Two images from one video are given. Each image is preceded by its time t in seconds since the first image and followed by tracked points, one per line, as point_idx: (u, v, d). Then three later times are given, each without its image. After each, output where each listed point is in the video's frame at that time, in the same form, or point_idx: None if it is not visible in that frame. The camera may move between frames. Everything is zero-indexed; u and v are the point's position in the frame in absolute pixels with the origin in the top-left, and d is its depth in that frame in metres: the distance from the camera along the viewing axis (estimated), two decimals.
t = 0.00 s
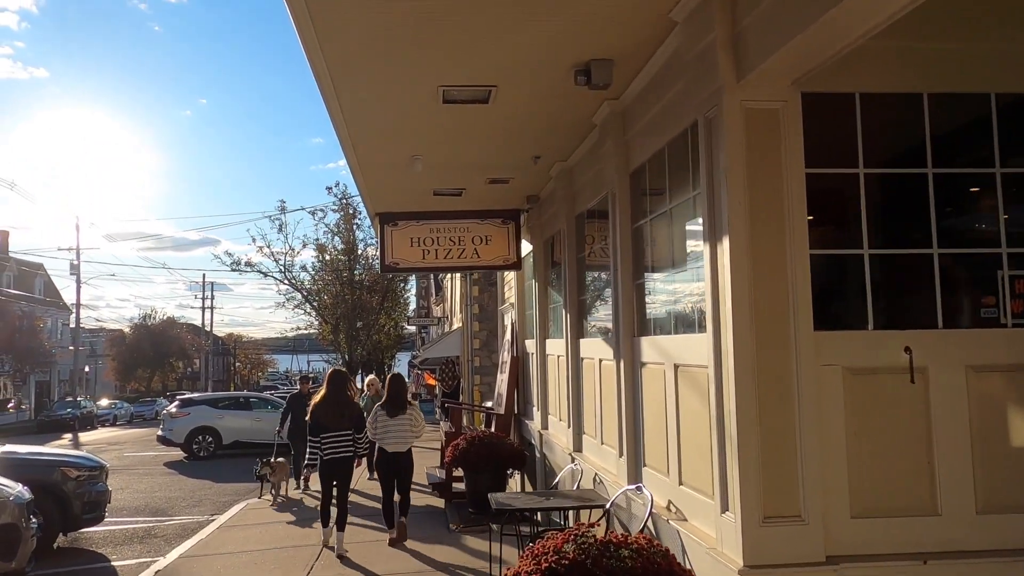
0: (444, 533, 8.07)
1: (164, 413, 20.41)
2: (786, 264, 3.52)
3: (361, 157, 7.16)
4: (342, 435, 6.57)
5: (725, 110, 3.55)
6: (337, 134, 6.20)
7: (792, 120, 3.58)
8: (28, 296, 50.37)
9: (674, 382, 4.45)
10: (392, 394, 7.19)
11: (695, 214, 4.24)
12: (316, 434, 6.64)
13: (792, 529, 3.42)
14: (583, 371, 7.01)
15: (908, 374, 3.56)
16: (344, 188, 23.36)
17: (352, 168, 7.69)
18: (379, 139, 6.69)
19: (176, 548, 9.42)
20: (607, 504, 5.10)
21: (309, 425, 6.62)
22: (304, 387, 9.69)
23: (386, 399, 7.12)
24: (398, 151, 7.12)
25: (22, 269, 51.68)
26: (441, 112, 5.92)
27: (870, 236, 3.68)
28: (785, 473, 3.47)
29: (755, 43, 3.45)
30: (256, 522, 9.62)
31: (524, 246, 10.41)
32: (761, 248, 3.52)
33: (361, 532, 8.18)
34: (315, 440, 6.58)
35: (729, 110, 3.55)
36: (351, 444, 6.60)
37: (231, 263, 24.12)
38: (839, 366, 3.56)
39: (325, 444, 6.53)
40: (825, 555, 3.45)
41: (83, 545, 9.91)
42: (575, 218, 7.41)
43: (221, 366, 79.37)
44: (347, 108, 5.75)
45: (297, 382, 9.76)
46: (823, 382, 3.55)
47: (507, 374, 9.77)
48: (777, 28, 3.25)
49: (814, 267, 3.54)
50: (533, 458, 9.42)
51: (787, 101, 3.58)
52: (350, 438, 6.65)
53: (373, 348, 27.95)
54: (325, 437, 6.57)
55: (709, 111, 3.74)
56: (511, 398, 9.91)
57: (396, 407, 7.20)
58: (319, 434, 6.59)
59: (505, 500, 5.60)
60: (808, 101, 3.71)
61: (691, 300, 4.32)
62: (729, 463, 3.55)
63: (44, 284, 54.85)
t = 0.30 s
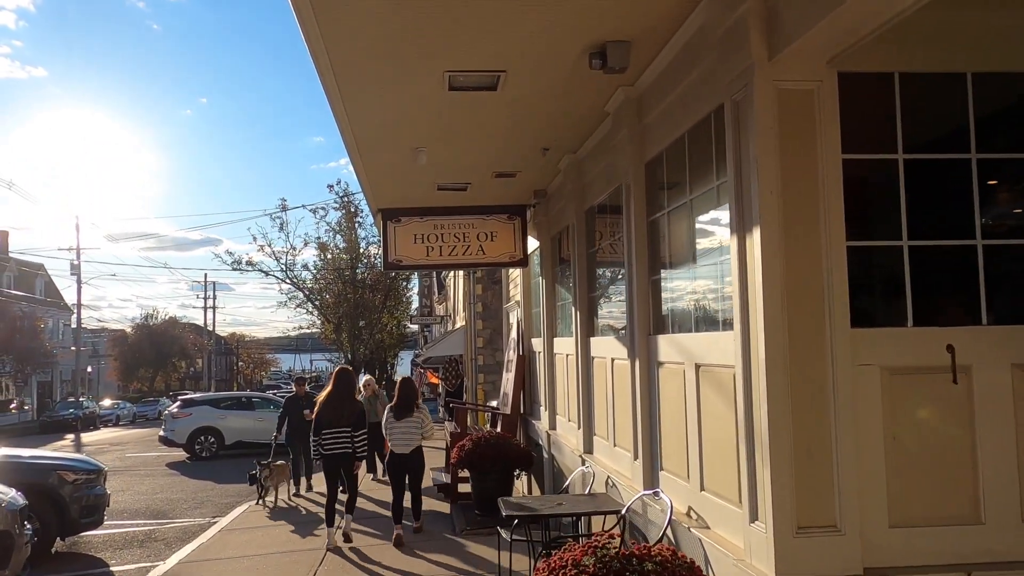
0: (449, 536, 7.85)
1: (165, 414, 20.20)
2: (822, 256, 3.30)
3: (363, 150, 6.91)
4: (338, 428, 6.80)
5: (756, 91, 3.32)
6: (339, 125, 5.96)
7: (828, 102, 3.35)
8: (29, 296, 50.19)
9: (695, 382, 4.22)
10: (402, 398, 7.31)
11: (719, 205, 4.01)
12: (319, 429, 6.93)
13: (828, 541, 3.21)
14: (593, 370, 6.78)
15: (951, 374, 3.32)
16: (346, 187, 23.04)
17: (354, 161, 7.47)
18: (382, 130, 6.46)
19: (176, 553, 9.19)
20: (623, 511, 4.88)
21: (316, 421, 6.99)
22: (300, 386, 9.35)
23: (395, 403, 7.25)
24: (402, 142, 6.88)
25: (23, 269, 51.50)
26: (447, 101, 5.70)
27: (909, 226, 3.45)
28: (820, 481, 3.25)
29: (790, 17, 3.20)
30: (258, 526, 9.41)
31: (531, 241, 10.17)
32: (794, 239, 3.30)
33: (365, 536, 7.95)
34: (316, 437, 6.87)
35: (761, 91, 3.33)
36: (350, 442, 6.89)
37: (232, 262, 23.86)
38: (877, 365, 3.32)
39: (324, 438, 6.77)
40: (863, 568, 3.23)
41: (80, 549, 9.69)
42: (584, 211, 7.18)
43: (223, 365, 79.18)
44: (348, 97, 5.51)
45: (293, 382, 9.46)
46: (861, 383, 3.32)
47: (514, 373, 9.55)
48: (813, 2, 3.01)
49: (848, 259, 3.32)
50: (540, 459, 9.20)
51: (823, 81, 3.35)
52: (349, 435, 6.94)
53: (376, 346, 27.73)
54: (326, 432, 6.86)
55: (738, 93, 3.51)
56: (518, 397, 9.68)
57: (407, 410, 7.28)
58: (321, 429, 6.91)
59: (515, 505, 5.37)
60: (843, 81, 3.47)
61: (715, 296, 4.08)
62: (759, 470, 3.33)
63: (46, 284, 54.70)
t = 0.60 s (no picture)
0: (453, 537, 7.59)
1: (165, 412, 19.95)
2: (858, 232, 3.05)
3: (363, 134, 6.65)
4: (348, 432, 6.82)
5: (788, 52, 3.06)
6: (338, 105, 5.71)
7: (864, 64, 3.11)
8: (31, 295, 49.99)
9: (715, 375, 3.96)
10: (413, 392, 8.17)
11: (744, 185, 3.75)
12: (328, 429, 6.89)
13: (866, 543, 2.94)
14: (602, 364, 6.52)
15: (1000, 363, 3.05)
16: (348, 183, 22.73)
17: (355, 147, 7.22)
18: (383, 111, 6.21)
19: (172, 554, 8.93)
20: (636, 511, 4.61)
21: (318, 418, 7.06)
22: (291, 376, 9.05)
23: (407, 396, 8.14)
24: (405, 125, 6.61)
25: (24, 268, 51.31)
26: (450, 78, 5.44)
27: (951, 201, 3.19)
28: (856, 477, 2.98)
29: None
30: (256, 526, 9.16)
31: (536, 234, 9.92)
32: (827, 213, 3.05)
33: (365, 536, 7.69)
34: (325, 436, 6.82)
35: (792, 53, 3.07)
36: (361, 441, 6.90)
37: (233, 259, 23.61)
38: (919, 352, 3.05)
39: (333, 441, 6.82)
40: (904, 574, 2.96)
41: (75, 550, 9.43)
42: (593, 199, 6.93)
43: (226, 365, 78.99)
44: (347, 73, 5.26)
45: (286, 373, 9.20)
46: (901, 370, 3.04)
47: (520, 369, 9.30)
48: None
49: (887, 236, 3.06)
50: (546, 458, 8.94)
51: (859, 42, 3.10)
52: (359, 434, 6.95)
53: (378, 344, 27.47)
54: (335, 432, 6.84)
55: (766, 57, 3.26)
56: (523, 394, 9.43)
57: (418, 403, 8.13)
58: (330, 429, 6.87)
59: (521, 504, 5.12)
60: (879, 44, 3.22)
61: (737, 283, 3.83)
62: (788, 464, 3.06)
63: (48, 283, 54.53)
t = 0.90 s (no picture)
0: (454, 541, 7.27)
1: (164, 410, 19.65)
2: (901, 212, 2.70)
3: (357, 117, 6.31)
4: (358, 424, 7.78)
5: (821, 9, 2.70)
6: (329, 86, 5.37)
7: (907, 21, 2.75)
8: (33, 292, 49.77)
9: (737, 372, 3.61)
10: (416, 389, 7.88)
11: (768, 171, 3.41)
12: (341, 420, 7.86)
13: (913, 562, 2.60)
14: (611, 360, 6.19)
15: None
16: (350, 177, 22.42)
17: (349, 134, 6.87)
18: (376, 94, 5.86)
19: (165, 557, 8.63)
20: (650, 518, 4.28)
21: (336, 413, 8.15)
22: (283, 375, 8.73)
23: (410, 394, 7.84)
24: (401, 109, 6.28)
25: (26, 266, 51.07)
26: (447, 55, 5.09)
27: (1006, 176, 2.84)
28: (901, 487, 2.64)
29: None
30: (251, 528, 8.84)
31: (540, 226, 9.57)
32: (866, 190, 2.70)
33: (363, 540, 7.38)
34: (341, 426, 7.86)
35: (825, 11, 2.71)
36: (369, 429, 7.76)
37: (233, 255, 23.28)
38: (972, 346, 2.69)
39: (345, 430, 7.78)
40: None
41: (65, 553, 9.12)
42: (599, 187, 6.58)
43: (228, 362, 78.74)
44: (337, 49, 4.91)
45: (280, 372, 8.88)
46: (952, 366, 2.68)
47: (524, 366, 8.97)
48: None
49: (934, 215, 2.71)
50: (551, 458, 8.61)
51: None
52: (368, 423, 7.84)
53: (380, 341, 27.15)
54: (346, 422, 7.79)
55: (794, 18, 2.90)
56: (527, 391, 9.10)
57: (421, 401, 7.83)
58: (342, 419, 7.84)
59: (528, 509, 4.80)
60: None
61: (760, 274, 3.50)
62: (823, 472, 2.72)
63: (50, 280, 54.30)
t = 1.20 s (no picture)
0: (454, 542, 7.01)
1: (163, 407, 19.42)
2: (952, 189, 2.43)
3: (355, 103, 6.05)
4: (360, 421, 7.58)
5: None
6: (325, 68, 5.10)
7: None
8: (34, 289, 49.59)
9: (760, 369, 3.36)
10: (422, 383, 7.77)
11: (797, 150, 3.15)
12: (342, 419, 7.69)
13: None
14: (620, 356, 5.93)
15: None
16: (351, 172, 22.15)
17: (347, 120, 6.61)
18: (375, 77, 5.60)
19: (157, 558, 8.37)
20: (665, 523, 4.01)
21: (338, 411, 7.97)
22: (277, 375, 8.46)
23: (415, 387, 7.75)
24: (401, 94, 6.03)
25: (27, 262, 50.91)
26: (449, 33, 4.83)
27: None
28: (951, 494, 2.38)
29: None
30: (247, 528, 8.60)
31: (545, 219, 9.32)
32: (915, 164, 2.44)
33: (362, 541, 7.13)
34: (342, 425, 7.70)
35: None
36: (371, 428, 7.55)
37: (234, 251, 23.06)
38: None
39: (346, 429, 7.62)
40: None
41: (56, 554, 8.88)
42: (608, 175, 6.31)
43: (230, 359, 78.61)
44: (332, 26, 4.65)
45: (275, 368, 8.65)
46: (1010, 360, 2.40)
47: (529, 363, 8.73)
48: None
49: (991, 194, 2.44)
50: (555, 457, 8.36)
51: None
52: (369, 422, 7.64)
53: (381, 338, 26.91)
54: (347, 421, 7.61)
55: None
56: (531, 388, 8.85)
57: (427, 394, 7.72)
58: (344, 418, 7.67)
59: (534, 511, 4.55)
60: None
61: (789, 263, 3.24)
62: (863, 478, 2.45)
63: (51, 277, 54.13)
